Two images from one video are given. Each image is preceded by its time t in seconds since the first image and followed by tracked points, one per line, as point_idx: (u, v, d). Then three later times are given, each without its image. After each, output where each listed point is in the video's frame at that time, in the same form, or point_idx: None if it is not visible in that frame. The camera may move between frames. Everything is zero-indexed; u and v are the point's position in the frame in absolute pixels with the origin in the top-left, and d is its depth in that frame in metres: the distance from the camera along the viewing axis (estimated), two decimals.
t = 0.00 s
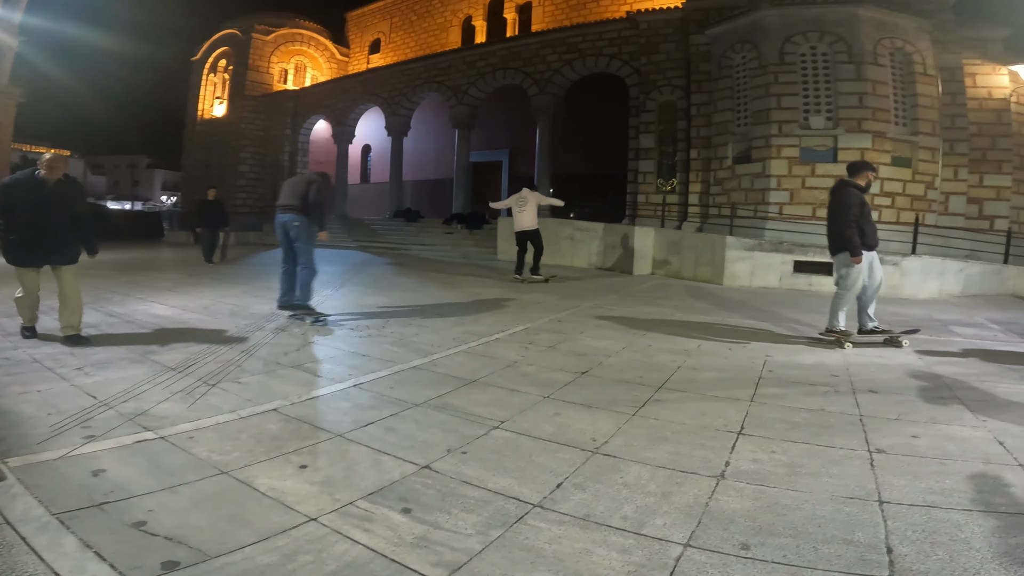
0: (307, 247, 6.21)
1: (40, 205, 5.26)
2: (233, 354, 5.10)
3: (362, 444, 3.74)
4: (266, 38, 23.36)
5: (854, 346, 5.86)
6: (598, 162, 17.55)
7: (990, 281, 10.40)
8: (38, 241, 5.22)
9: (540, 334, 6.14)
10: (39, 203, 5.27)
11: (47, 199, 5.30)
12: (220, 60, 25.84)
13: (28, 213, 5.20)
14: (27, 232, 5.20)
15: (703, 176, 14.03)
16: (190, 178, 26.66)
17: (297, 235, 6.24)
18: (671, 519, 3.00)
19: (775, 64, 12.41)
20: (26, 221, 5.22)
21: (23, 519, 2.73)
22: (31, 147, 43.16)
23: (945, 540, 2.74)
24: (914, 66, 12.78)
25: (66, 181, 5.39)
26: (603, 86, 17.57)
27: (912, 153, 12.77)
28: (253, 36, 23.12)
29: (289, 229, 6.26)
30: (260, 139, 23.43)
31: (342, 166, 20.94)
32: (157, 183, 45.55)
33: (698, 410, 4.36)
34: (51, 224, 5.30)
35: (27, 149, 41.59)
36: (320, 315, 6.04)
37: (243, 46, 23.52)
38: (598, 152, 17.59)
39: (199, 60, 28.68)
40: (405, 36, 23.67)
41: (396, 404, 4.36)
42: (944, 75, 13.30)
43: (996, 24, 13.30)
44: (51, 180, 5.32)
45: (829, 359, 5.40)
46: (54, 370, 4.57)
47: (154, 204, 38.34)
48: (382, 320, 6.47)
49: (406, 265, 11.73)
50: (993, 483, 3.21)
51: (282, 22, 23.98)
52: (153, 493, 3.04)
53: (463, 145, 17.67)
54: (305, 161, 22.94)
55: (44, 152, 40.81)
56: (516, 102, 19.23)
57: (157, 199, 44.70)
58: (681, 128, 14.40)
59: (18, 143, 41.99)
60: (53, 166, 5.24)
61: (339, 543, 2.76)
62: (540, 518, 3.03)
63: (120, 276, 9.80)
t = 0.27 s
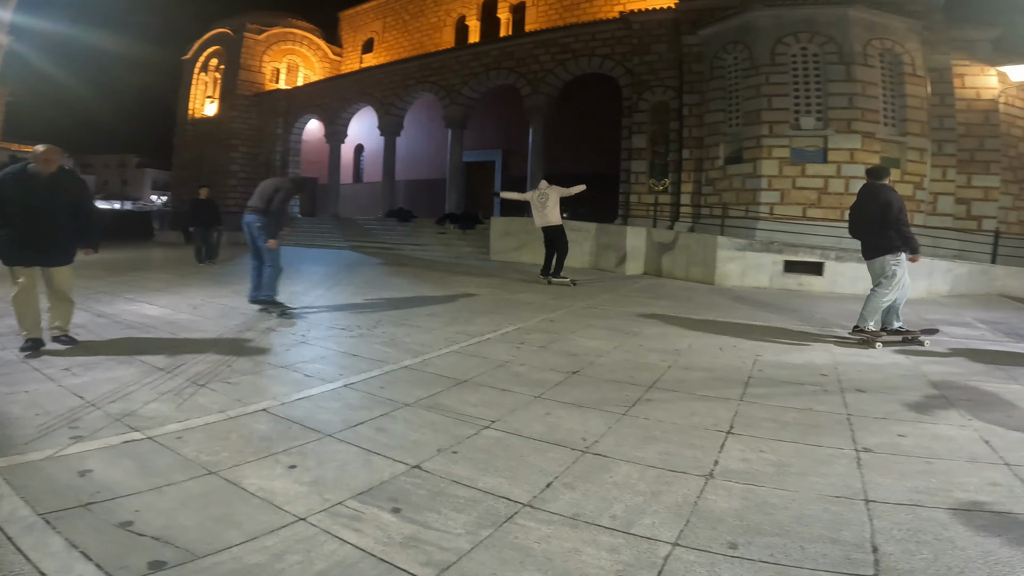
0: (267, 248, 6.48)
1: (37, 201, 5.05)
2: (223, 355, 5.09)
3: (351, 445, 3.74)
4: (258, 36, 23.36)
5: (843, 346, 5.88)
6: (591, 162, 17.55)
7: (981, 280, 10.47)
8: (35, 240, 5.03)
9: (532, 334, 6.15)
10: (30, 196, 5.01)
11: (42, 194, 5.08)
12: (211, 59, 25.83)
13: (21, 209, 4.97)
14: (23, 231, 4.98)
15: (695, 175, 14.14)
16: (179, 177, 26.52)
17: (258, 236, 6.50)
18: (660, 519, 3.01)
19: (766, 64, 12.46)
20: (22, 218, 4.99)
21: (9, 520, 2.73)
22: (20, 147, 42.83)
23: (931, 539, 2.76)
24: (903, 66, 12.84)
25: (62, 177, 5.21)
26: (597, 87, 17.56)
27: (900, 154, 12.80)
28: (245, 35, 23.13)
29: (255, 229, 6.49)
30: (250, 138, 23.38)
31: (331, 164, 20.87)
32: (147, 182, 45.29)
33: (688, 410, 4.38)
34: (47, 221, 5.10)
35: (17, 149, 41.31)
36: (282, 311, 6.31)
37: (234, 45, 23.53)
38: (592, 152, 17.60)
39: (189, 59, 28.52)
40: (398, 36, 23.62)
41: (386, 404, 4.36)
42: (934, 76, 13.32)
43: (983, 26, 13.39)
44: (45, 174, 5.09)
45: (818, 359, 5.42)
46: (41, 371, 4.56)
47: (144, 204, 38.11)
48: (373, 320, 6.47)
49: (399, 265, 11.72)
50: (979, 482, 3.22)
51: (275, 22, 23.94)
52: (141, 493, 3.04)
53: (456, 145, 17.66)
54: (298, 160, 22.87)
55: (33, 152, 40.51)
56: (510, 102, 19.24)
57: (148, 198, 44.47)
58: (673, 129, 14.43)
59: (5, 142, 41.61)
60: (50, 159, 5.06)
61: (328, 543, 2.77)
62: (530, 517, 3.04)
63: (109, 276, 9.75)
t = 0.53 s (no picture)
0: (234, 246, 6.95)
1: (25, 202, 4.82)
2: (212, 355, 5.09)
3: (341, 445, 3.74)
4: (250, 36, 23.46)
5: (832, 346, 5.90)
6: (585, 162, 17.56)
7: (971, 280, 10.52)
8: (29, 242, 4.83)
9: (523, 334, 6.15)
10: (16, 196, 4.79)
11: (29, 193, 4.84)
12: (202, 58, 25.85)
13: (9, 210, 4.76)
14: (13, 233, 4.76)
15: (686, 176, 14.12)
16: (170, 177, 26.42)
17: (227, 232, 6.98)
18: (649, 518, 3.02)
19: (758, 65, 12.47)
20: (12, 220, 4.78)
21: None
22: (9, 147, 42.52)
23: (916, 538, 2.77)
24: (892, 67, 12.86)
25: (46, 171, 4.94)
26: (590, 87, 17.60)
27: (890, 155, 12.85)
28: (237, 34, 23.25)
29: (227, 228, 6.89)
30: (241, 138, 23.41)
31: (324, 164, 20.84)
32: (137, 182, 45.07)
33: (678, 409, 4.39)
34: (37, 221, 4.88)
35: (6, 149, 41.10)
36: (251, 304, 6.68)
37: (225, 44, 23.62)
38: (585, 152, 17.61)
39: (180, 58, 28.46)
40: (391, 36, 23.56)
41: (377, 404, 4.36)
42: (923, 77, 13.44)
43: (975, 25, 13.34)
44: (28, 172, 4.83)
45: (806, 359, 5.44)
46: (28, 372, 4.55)
47: (135, 204, 37.97)
48: (364, 320, 6.47)
49: (391, 265, 11.71)
50: (964, 481, 3.23)
51: (268, 21, 23.91)
52: (127, 493, 3.04)
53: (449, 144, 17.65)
54: (289, 160, 22.80)
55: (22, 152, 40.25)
56: (503, 102, 19.21)
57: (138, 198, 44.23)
58: (666, 129, 14.45)
59: None
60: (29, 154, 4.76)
61: (317, 543, 2.77)
62: (520, 517, 3.05)
63: (97, 276, 9.72)
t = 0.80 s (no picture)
0: (210, 245, 7.18)
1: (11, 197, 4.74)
2: (202, 356, 5.07)
3: (332, 445, 3.74)
4: (241, 35, 23.45)
5: (821, 345, 5.93)
6: (578, 162, 17.57)
7: (960, 279, 10.59)
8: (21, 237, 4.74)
9: (516, 334, 6.15)
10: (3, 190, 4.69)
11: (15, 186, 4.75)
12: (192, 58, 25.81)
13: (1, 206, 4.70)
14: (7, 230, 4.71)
15: (678, 176, 14.14)
16: (161, 176, 26.32)
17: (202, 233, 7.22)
18: (640, 518, 3.03)
19: (749, 66, 12.50)
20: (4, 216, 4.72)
21: None
22: None
23: (904, 537, 2.79)
24: (882, 68, 12.91)
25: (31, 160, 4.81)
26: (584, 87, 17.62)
27: (879, 155, 12.92)
28: (228, 34, 23.26)
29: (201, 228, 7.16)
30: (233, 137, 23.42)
31: (317, 163, 20.80)
32: (126, 181, 44.83)
33: (669, 409, 4.40)
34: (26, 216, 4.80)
35: None
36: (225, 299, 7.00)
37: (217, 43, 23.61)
38: (579, 152, 17.62)
39: (172, 58, 28.39)
40: (384, 35, 23.53)
41: (368, 404, 4.35)
42: (911, 78, 13.55)
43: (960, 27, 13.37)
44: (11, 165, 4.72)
45: (796, 358, 5.46)
46: (14, 373, 4.52)
47: (125, 204, 37.78)
48: (356, 320, 6.46)
49: (384, 265, 11.71)
50: (952, 480, 3.25)
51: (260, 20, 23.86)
52: (115, 494, 3.03)
53: (443, 144, 17.64)
54: (281, 160, 22.72)
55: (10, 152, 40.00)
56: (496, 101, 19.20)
57: (127, 198, 44.04)
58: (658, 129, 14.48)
59: None
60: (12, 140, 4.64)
61: (307, 543, 2.76)
62: (511, 516, 3.05)
63: (86, 276, 9.67)
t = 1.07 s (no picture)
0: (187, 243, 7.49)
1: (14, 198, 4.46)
2: (196, 356, 5.06)
3: (327, 445, 3.73)
4: (236, 35, 23.38)
5: (815, 344, 5.96)
6: (574, 162, 17.59)
7: (952, 279, 10.65)
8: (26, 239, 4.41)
9: (512, 334, 6.15)
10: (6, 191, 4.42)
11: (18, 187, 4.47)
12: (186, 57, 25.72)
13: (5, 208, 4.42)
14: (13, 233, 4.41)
15: (674, 176, 14.16)
16: (155, 176, 26.24)
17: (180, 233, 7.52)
18: (636, 517, 3.04)
19: (744, 66, 12.53)
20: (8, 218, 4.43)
21: None
22: None
23: (896, 535, 2.80)
24: (876, 68, 12.94)
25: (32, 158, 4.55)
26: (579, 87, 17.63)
27: (872, 155, 12.97)
28: (223, 33, 23.18)
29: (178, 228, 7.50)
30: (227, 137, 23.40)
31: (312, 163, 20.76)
32: (119, 181, 44.62)
33: (665, 408, 4.41)
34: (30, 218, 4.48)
35: None
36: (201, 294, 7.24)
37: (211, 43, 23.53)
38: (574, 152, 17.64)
39: (166, 57, 28.32)
40: (379, 35, 23.50)
41: (364, 404, 4.34)
42: (905, 79, 13.58)
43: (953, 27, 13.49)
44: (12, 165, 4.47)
45: (791, 357, 5.48)
46: (6, 374, 4.49)
47: (118, 204, 37.58)
48: (352, 320, 6.44)
49: (379, 265, 11.71)
50: (944, 478, 3.27)
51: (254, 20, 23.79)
52: (109, 494, 3.02)
53: (438, 144, 17.63)
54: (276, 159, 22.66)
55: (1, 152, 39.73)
56: (492, 101, 19.20)
57: (120, 197, 43.83)
58: (654, 130, 14.51)
59: None
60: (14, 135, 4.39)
61: (303, 543, 2.76)
62: (507, 515, 3.05)
63: (78, 276, 9.62)
